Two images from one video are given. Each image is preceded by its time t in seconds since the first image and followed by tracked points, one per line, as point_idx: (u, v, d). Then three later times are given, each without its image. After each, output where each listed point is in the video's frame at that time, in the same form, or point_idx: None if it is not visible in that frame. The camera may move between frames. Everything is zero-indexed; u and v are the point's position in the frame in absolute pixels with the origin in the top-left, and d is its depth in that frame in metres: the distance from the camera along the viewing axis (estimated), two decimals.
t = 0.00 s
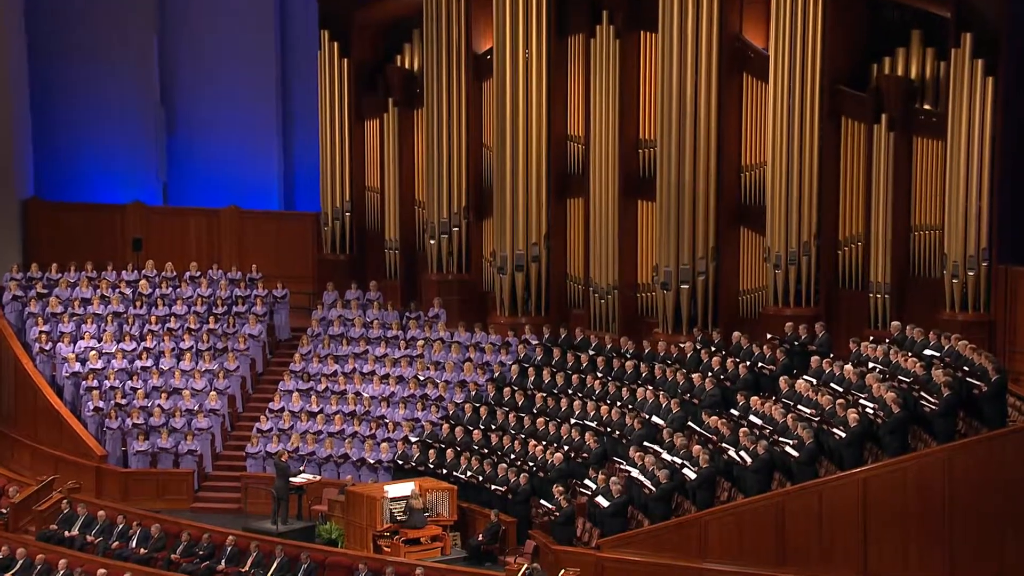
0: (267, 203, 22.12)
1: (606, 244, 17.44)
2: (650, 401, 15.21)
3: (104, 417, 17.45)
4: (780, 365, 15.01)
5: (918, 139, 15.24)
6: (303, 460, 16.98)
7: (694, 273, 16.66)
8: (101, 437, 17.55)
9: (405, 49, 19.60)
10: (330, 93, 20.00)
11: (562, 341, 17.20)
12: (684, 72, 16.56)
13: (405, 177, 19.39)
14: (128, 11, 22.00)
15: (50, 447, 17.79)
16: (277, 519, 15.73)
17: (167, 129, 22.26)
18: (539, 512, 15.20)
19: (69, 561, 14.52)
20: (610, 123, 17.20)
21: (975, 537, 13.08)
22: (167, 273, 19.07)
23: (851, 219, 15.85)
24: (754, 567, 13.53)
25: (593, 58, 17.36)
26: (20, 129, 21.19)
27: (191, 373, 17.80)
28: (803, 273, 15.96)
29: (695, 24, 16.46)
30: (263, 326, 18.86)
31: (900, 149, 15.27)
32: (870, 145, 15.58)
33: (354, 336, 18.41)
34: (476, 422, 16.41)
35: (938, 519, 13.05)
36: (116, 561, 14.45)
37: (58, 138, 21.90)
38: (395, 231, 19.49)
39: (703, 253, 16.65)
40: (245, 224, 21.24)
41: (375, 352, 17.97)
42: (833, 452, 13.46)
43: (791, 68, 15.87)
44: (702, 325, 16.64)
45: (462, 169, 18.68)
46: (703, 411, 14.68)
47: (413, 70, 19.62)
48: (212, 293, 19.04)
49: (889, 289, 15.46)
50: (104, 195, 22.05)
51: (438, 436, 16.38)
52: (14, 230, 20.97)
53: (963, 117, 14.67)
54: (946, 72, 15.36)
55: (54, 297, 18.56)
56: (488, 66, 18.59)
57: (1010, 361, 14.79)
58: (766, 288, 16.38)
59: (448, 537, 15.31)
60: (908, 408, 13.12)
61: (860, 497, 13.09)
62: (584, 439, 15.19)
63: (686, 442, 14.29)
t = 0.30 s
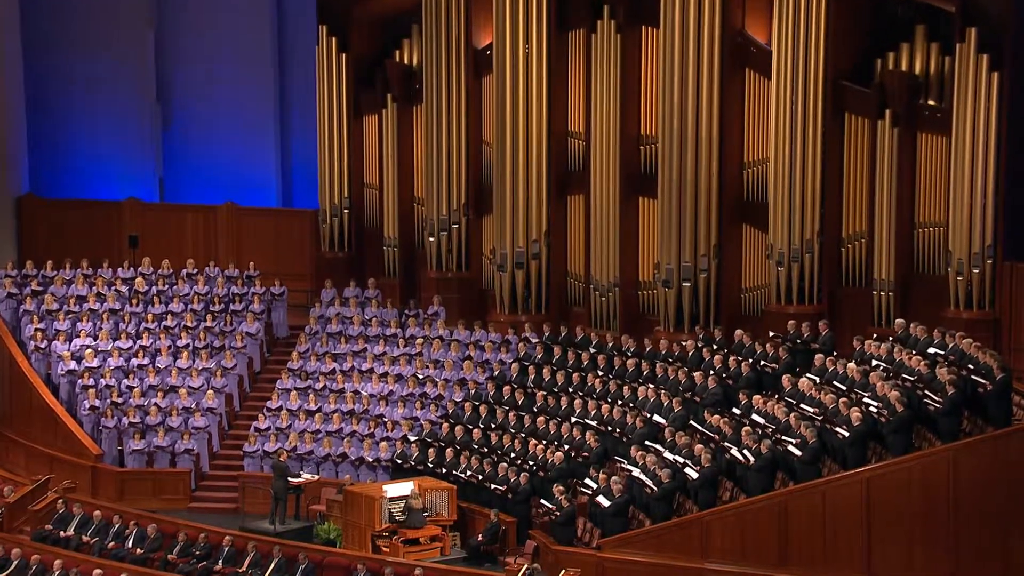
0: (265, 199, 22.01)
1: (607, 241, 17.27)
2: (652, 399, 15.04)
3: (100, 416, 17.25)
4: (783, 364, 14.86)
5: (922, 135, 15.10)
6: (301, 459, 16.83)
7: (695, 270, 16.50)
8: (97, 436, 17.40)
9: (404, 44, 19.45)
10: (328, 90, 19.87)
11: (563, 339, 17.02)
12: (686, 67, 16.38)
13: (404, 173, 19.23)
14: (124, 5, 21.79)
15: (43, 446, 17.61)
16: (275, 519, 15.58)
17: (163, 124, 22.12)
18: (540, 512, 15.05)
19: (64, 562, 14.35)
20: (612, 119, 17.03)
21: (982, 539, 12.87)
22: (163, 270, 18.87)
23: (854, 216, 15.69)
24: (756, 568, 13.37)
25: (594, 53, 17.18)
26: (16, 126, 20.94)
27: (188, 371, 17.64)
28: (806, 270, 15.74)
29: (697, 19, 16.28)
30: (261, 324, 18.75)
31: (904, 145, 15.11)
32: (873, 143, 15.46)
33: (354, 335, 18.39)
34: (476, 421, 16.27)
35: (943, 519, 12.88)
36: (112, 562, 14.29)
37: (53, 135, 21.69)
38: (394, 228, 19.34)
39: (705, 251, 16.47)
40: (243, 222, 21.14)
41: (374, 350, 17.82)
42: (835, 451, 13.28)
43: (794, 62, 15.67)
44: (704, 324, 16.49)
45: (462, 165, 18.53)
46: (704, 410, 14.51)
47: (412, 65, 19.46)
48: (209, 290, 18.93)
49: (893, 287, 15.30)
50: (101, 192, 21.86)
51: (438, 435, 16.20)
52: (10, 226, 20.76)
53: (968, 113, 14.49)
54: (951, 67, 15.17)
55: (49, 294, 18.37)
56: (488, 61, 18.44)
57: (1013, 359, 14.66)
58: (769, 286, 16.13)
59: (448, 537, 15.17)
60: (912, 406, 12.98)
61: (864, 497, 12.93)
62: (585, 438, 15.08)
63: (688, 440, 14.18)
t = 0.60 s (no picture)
0: (262, 195, 21.82)
1: (607, 239, 17.10)
2: (653, 398, 14.90)
3: (96, 415, 17.14)
4: (785, 362, 14.64)
5: (927, 131, 14.91)
6: (299, 459, 16.68)
7: (697, 268, 16.32)
8: (93, 435, 17.23)
9: (404, 40, 19.31)
10: (326, 85, 19.70)
11: (563, 338, 16.82)
12: (687, 62, 16.20)
13: (403, 170, 19.07)
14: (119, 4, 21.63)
15: (37, 445, 17.39)
16: (272, 519, 15.43)
17: (160, 124, 21.93)
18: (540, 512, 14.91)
19: (59, 563, 14.20)
20: (613, 115, 16.88)
21: (985, 539, 12.75)
22: (160, 268, 18.60)
23: (858, 213, 15.52)
24: (759, 568, 13.21)
25: (594, 48, 16.99)
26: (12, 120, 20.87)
27: (185, 370, 17.48)
28: (809, 268, 15.60)
29: (699, 14, 16.11)
30: (258, 322, 18.56)
31: (908, 139, 14.88)
32: (877, 138, 15.27)
33: (352, 332, 18.22)
34: (476, 420, 16.11)
35: (947, 520, 12.74)
36: (107, 562, 14.14)
37: (49, 131, 21.60)
38: (393, 225, 19.18)
39: (707, 248, 16.29)
40: (241, 219, 20.97)
41: (373, 348, 17.66)
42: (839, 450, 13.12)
43: (796, 57, 15.51)
44: (706, 322, 16.30)
45: (461, 161, 18.38)
46: (707, 409, 14.30)
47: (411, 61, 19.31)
48: (206, 288, 18.74)
49: (897, 284, 15.09)
50: (97, 189, 21.75)
51: (437, 434, 16.01)
52: (6, 224, 20.64)
53: (973, 108, 14.33)
54: (955, 62, 15.06)
55: (45, 292, 18.28)
56: (487, 57, 18.29)
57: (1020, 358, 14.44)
58: (770, 283, 16.04)
59: (447, 537, 15.01)
60: (916, 405, 12.77)
61: (868, 497, 12.76)
62: (585, 437, 14.91)
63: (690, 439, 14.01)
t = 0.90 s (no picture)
0: (260, 191, 21.62)
1: (609, 236, 16.92)
2: (655, 397, 14.74)
3: (93, 414, 16.98)
4: (789, 360, 14.47)
5: (931, 128, 14.70)
6: (298, 458, 16.50)
7: (700, 266, 16.16)
8: (89, 434, 17.10)
9: (404, 35, 19.13)
10: (325, 81, 19.55)
11: (564, 336, 16.64)
12: (690, 57, 16.06)
13: (402, 166, 18.89)
14: None
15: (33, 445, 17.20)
16: (271, 520, 15.27)
17: (156, 115, 21.75)
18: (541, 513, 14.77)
19: (55, 563, 14.03)
20: (615, 111, 16.68)
21: (992, 541, 12.53)
22: (157, 266, 18.50)
23: (863, 210, 15.35)
24: (762, 569, 13.06)
25: (595, 44, 16.78)
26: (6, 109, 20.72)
27: (182, 368, 17.29)
28: (813, 265, 15.42)
29: (702, 9, 15.95)
30: (257, 321, 18.50)
31: (913, 136, 14.72)
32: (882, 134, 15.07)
33: (351, 330, 18.05)
34: (476, 419, 15.93)
35: (952, 520, 12.55)
36: (104, 563, 13.99)
37: (43, 121, 21.45)
38: (393, 222, 18.99)
39: (710, 246, 16.13)
40: (238, 216, 20.82)
41: (372, 346, 17.53)
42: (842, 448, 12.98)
43: (800, 52, 15.32)
44: (709, 320, 16.14)
45: (461, 158, 18.21)
46: (709, 408, 14.20)
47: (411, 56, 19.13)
48: (204, 286, 18.51)
49: (902, 282, 14.93)
50: (92, 183, 21.56)
51: (437, 434, 15.85)
52: None
53: (979, 104, 14.15)
54: (961, 57, 14.83)
55: (40, 290, 18.10)
56: (488, 52, 18.11)
57: None
58: (774, 281, 15.88)
59: (447, 537, 14.85)
60: (921, 404, 12.64)
61: (872, 496, 12.60)
62: (586, 437, 14.72)
63: (693, 439, 13.75)
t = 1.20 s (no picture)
0: (259, 187, 21.49)
1: (611, 234, 16.74)
2: (657, 396, 14.53)
3: (89, 413, 16.76)
4: (793, 359, 14.32)
5: (937, 123, 14.55)
6: (297, 457, 16.33)
7: (703, 263, 16.02)
8: (86, 434, 16.90)
9: (404, 30, 18.95)
10: (325, 76, 19.42)
11: (566, 335, 16.48)
12: (693, 51, 15.91)
13: (402, 163, 18.73)
14: None
15: (29, 444, 17.03)
16: (270, 520, 15.11)
17: (152, 110, 21.58)
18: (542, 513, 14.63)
19: (51, 564, 13.85)
20: (616, 107, 16.52)
21: (997, 541, 12.31)
22: (154, 263, 18.46)
23: (867, 207, 15.16)
24: (766, 570, 12.89)
25: (597, 39, 16.65)
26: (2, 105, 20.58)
27: (180, 367, 17.13)
28: (817, 262, 15.26)
29: (705, 4, 15.82)
30: (255, 318, 18.38)
31: (918, 132, 14.53)
32: (887, 128, 14.90)
33: (350, 329, 17.87)
34: (477, 418, 15.77)
35: (957, 520, 12.35)
36: (100, 563, 13.84)
37: (38, 117, 21.28)
38: (393, 219, 18.84)
39: (712, 243, 16.00)
40: (236, 212, 20.67)
41: (371, 344, 17.38)
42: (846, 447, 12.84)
43: (805, 47, 15.14)
44: (712, 318, 15.99)
45: (461, 154, 18.05)
46: (713, 407, 13.99)
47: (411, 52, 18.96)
48: (201, 284, 18.42)
49: (907, 279, 14.73)
50: (88, 180, 21.41)
51: (437, 433, 15.70)
52: None
53: (986, 99, 13.95)
54: (967, 52, 14.65)
55: (36, 287, 17.90)
56: (489, 47, 17.95)
57: None
58: (777, 279, 15.71)
59: (447, 538, 14.69)
60: (926, 403, 12.51)
61: (877, 496, 12.42)
62: (588, 436, 14.54)
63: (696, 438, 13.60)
